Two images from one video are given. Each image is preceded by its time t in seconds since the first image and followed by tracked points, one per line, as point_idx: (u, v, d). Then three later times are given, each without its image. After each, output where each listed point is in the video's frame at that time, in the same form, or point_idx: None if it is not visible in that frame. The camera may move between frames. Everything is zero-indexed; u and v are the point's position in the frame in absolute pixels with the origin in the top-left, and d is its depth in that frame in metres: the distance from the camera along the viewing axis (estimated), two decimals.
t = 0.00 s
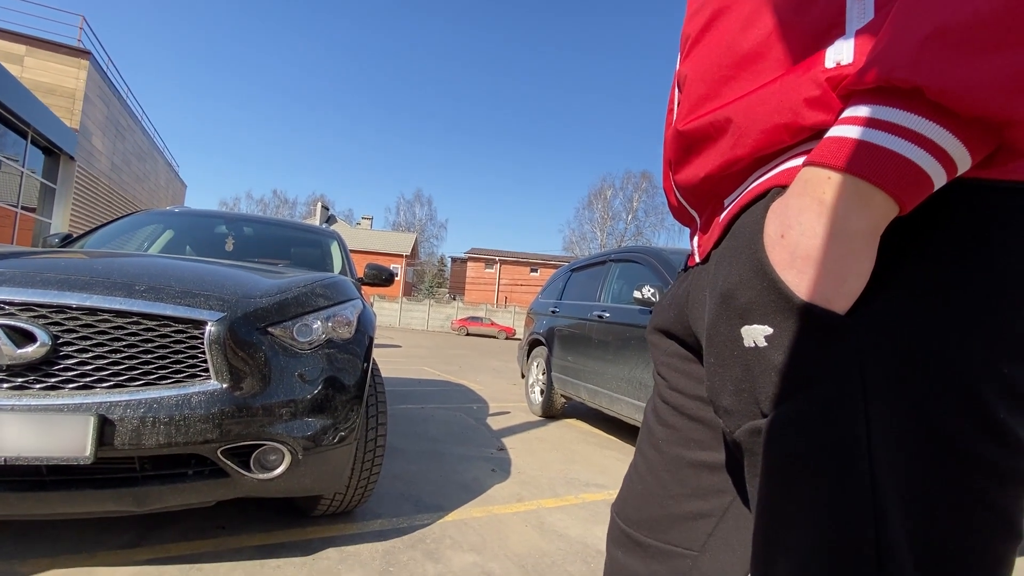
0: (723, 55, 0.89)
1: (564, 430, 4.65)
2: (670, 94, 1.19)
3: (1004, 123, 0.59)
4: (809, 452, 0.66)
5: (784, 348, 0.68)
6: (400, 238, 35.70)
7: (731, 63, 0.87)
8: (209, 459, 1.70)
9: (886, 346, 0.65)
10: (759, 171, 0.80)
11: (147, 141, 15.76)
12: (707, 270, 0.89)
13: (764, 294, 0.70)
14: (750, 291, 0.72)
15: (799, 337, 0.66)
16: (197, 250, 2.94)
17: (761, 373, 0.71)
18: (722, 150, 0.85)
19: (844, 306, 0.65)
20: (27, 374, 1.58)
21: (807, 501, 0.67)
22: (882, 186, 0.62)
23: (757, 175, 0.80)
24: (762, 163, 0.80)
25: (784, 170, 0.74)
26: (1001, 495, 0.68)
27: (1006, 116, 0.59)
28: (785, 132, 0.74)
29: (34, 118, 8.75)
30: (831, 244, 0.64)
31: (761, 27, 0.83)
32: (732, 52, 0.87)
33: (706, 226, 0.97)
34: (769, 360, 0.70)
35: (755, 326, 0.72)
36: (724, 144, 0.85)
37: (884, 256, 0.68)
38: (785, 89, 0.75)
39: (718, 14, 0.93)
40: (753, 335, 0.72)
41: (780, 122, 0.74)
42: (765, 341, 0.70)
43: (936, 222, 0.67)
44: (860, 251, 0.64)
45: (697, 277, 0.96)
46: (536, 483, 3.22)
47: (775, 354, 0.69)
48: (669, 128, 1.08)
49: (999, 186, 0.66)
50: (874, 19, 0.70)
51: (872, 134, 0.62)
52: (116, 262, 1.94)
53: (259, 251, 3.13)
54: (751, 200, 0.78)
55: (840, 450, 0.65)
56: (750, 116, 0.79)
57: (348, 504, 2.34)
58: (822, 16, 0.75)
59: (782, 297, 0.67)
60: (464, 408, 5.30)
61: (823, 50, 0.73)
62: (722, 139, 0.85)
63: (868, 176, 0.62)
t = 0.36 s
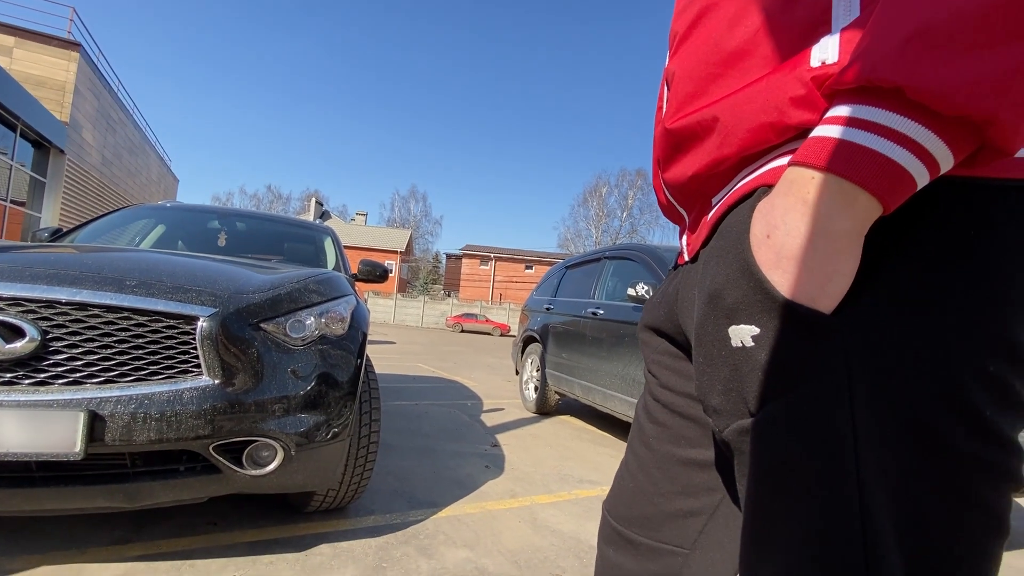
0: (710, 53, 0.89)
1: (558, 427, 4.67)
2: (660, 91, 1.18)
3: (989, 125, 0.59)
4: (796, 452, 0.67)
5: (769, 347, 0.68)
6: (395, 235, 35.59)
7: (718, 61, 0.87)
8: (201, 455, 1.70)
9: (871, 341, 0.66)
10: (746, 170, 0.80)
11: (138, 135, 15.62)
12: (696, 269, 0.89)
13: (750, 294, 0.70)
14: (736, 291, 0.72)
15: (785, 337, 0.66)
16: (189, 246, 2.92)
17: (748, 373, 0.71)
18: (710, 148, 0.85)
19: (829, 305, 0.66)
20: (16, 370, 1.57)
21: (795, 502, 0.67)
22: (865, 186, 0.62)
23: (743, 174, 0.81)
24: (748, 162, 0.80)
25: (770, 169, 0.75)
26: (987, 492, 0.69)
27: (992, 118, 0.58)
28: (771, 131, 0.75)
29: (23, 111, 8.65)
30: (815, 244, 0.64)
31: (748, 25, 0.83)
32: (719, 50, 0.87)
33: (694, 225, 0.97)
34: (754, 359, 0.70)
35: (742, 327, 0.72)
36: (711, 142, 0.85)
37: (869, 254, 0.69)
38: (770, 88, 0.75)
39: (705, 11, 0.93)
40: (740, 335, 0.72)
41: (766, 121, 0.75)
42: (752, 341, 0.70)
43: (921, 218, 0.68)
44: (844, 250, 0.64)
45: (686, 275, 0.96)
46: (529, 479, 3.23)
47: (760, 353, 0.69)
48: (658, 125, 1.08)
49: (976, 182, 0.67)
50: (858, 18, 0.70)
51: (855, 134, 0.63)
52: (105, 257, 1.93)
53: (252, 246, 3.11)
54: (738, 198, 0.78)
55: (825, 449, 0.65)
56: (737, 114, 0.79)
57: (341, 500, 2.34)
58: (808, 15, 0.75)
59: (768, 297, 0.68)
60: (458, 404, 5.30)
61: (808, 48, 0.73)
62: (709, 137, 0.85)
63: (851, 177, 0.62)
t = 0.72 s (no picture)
0: (703, 51, 0.89)
1: (550, 424, 4.67)
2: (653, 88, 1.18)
3: (979, 124, 0.60)
4: (786, 450, 0.67)
5: (760, 345, 0.69)
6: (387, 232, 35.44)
7: (711, 59, 0.87)
8: (190, 453, 1.68)
9: (860, 338, 0.66)
10: (738, 168, 0.80)
11: (126, 129, 15.43)
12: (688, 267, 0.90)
13: (743, 292, 0.70)
14: (729, 288, 0.72)
15: (777, 335, 0.66)
16: (178, 242, 2.89)
17: (739, 371, 0.71)
18: (703, 146, 0.85)
19: (819, 302, 0.66)
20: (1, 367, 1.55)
21: (785, 500, 0.67)
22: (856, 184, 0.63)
23: (736, 172, 0.80)
24: (741, 160, 0.80)
25: (762, 167, 0.75)
26: (974, 489, 0.69)
27: (981, 117, 0.59)
28: (764, 130, 0.74)
29: (7, 104, 8.51)
30: (806, 242, 0.64)
31: (741, 23, 0.83)
32: (712, 48, 0.87)
33: (686, 223, 0.97)
34: (745, 357, 0.71)
35: (734, 325, 0.72)
36: (704, 140, 0.85)
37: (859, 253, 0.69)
38: (764, 85, 0.75)
39: (698, 9, 0.93)
40: (731, 333, 0.72)
41: (759, 119, 0.75)
42: (743, 339, 0.70)
43: (909, 217, 0.68)
44: (835, 248, 0.64)
45: (678, 273, 0.96)
46: (521, 477, 3.23)
47: (751, 350, 0.70)
48: (651, 123, 1.08)
49: (963, 181, 0.68)
50: (850, 17, 0.70)
51: (846, 133, 0.63)
52: (93, 252, 1.90)
53: (242, 242, 3.08)
54: (731, 196, 0.78)
55: (814, 447, 0.66)
56: (730, 112, 0.79)
57: (332, 498, 2.33)
58: (801, 12, 0.75)
59: (760, 295, 0.68)
60: (450, 402, 5.29)
61: (801, 46, 0.73)
62: (703, 134, 0.85)
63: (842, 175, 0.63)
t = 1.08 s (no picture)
0: (694, 53, 0.89)
1: (542, 422, 4.68)
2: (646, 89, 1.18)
3: (959, 127, 0.60)
4: (769, 447, 0.67)
5: (748, 343, 0.69)
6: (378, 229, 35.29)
7: (702, 60, 0.87)
8: (179, 451, 1.66)
9: (848, 337, 0.66)
10: (728, 168, 0.80)
11: (113, 124, 15.23)
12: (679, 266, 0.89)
13: (730, 290, 0.70)
14: (717, 286, 0.72)
15: (764, 333, 0.66)
16: (167, 238, 2.85)
17: (728, 368, 0.72)
18: (693, 147, 0.85)
19: (805, 302, 0.66)
20: None
21: (767, 496, 0.67)
22: (841, 185, 0.62)
23: (726, 173, 0.80)
24: (731, 160, 0.80)
25: (751, 168, 0.75)
26: (961, 489, 0.68)
27: (961, 119, 0.59)
28: (753, 131, 0.75)
29: None
30: (792, 241, 0.64)
31: (731, 25, 0.83)
32: (703, 50, 0.87)
33: (678, 223, 0.97)
34: (733, 354, 0.71)
35: (722, 322, 0.72)
36: (695, 141, 0.85)
37: (846, 252, 0.69)
38: (752, 87, 0.75)
39: (690, 11, 0.93)
40: (719, 330, 0.73)
41: (748, 120, 0.75)
42: (731, 336, 0.71)
43: (890, 218, 0.68)
44: (821, 248, 0.64)
45: (670, 272, 0.96)
46: (512, 474, 3.23)
47: (739, 348, 0.70)
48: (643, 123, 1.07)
49: (943, 182, 0.68)
50: (838, 19, 0.70)
51: (830, 133, 0.63)
52: (80, 248, 1.87)
53: (232, 239, 3.05)
54: (720, 197, 0.78)
55: (796, 444, 0.66)
56: (720, 113, 0.79)
57: (322, 496, 2.32)
58: (790, 16, 0.76)
59: (747, 294, 0.68)
60: (442, 400, 5.28)
61: (790, 49, 0.73)
62: (693, 135, 0.85)
63: (827, 175, 0.62)
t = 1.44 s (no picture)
0: (672, 54, 0.89)
1: (533, 420, 4.68)
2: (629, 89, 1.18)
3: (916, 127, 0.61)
4: (741, 442, 0.67)
5: (720, 340, 0.70)
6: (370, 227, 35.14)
7: (679, 62, 0.88)
8: (165, 450, 1.65)
9: (818, 335, 0.66)
10: (703, 169, 0.81)
11: (100, 119, 15.05)
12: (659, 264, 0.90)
13: (703, 287, 0.71)
14: (691, 284, 0.73)
15: (736, 330, 0.67)
16: (154, 235, 2.82)
17: (702, 364, 0.73)
18: (670, 147, 0.86)
19: (775, 300, 0.66)
20: None
21: (740, 491, 0.68)
22: (806, 184, 0.63)
23: (701, 173, 0.81)
24: (707, 160, 0.80)
25: (723, 168, 0.75)
26: (931, 482, 0.69)
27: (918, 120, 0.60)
28: (726, 131, 0.75)
29: None
30: (760, 240, 0.65)
31: (706, 26, 0.83)
32: (680, 51, 0.88)
33: (659, 222, 0.97)
34: (707, 351, 0.72)
35: (696, 319, 0.73)
36: (671, 141, 0.85)
37: (817, 249, 0.70)
38: (724, 88, 0.76)
39: (668, 12, 0.93)
40: (693, 327, 0.73)
41: (720, 121, 0.76)
42: (704, 333, 0.72)
43: (860, 216, 0.69)
44: (789, 246, 0.65)
45: (652, 271, 0.96)
46: (503, 473, 3.23)
47: (712, 344, 0.71)
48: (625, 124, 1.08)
49: (914, 180, 0.68)
50: (808, 22, 0.71)
51: (796, 135, 0.64)
52: (64, 245, 1.85)
53: (220, 236, 3.03)
54: (695, 196, 0.79)
55: (767, 439, 0.66)
56: (695, 114, 0.80)
57: (311, 495, 2.31)
58: (762, 18, 0.76)
59: (719, 291, 0.68)
60: (433, 398, 5.27)
61: (762, 50, 0.74)
62: (670, 135, 0.86)
63: (792, 175, 0.63)
